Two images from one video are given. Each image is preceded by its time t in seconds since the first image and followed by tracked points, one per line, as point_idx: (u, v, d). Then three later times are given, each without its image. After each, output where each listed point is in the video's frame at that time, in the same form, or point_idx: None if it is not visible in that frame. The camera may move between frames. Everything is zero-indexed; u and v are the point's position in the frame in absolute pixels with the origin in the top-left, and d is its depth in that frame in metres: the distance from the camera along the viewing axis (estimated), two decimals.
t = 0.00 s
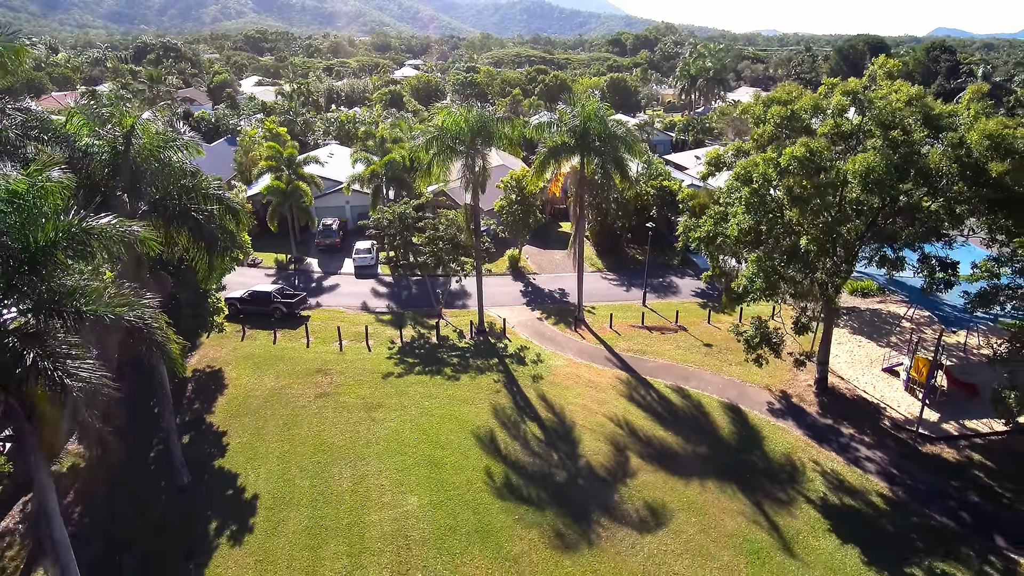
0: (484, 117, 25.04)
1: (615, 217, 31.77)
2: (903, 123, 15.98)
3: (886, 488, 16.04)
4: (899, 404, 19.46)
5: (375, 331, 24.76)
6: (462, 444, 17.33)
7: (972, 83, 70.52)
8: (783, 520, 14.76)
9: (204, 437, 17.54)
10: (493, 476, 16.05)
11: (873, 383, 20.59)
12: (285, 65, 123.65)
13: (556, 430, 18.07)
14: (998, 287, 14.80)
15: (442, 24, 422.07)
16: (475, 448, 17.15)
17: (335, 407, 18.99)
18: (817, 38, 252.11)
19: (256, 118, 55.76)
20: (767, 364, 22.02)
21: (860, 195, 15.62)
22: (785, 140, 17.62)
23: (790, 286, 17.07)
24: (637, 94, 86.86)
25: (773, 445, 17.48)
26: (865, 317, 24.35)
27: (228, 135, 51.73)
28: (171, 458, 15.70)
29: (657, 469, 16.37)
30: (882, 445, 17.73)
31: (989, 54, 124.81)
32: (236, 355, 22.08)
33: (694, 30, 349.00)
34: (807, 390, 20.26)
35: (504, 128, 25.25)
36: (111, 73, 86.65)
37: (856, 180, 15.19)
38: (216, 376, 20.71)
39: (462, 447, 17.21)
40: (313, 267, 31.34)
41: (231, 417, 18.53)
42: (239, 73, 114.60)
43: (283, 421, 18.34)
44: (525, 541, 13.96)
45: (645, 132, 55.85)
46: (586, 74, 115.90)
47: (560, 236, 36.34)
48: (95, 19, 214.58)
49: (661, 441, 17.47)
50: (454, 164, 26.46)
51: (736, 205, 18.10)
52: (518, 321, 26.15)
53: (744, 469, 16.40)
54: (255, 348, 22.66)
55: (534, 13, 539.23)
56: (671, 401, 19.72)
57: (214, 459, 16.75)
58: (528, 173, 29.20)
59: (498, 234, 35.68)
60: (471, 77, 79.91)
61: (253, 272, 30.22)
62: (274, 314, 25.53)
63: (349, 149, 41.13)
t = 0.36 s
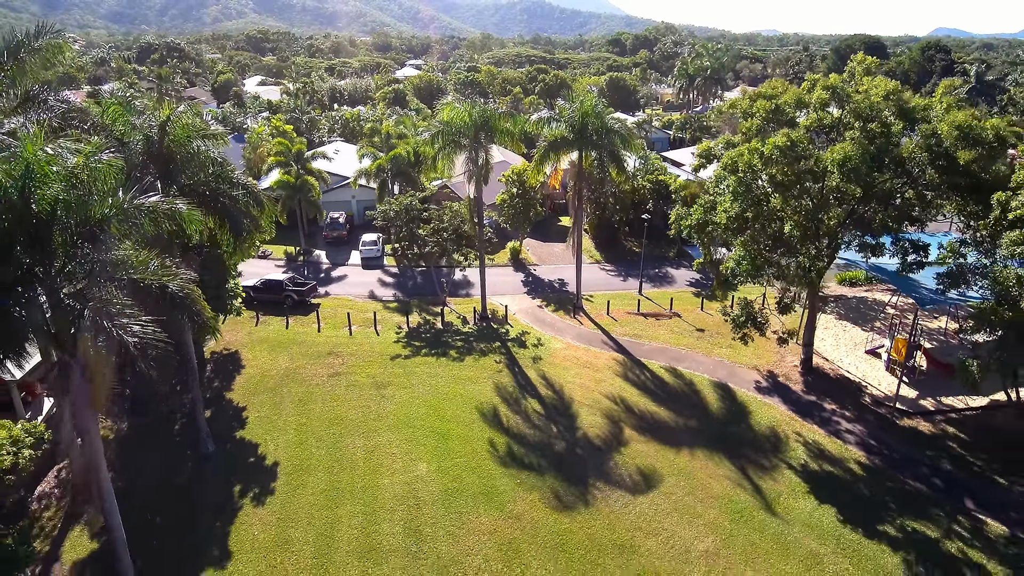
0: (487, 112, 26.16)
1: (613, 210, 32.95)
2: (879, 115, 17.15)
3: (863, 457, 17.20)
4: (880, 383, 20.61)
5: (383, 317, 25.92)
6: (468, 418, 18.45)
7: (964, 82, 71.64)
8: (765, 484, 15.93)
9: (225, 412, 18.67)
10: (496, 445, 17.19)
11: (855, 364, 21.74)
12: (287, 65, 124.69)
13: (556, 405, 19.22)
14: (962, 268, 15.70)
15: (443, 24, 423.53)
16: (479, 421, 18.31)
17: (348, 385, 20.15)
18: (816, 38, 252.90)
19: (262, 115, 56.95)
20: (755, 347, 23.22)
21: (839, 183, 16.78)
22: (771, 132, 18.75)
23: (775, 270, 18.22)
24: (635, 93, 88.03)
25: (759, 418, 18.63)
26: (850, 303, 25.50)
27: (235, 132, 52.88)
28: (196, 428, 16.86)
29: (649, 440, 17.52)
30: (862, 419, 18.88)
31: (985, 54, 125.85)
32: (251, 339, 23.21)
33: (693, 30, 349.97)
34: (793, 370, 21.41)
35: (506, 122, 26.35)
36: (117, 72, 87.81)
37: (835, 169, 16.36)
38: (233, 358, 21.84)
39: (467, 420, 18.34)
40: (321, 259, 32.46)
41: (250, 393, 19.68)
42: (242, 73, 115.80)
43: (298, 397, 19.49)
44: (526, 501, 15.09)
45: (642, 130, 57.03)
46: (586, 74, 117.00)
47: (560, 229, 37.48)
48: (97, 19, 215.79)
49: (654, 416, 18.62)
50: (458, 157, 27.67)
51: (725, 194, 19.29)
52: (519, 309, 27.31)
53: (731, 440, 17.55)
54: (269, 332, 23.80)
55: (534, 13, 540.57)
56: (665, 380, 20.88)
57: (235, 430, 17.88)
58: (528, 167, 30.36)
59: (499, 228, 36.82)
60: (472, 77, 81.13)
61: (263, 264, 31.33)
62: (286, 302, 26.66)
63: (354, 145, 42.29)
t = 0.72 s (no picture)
0: (488, 109, 27.32)
1: (609, 204, 34.20)
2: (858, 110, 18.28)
3: (843, 430, 18.35)
4: (862, 364, 21.79)
5: (390, 305, 27.08)
6: (472, 395, 19.58)
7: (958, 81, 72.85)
8: (750, 454, 17.07)
9: (243, 390, 19.83)
10: (499, 419, 18.35)
11: (840, 347, 22.91)
12: (290, 65, 125.78)
13: (555, 384, 20.38)
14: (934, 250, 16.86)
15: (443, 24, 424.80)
16: (483, 398, 19.46)
17: (359, 366, 21.32)
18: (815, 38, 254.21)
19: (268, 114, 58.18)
20: (746, 332, 24.39)
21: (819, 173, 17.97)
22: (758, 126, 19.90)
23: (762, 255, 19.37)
24: (634, 92, 89.24)
25: (746, 396, 19.80)
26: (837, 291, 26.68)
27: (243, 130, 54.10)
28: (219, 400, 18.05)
29: (643, 415, 18.68)
30: (843, 396, 20.05)
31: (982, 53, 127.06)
32: (265, 324, 24.36)
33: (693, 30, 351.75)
34: (781, 352, 22.60)
35: (508, 118, 27.49)
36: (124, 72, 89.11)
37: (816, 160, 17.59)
38: (248, 341, 22.99)
39: (472, 397, 19.47)
40: (330, 252, 33.61)
41: (266, 373, 20.83)
42: (246, 74, 117.15)
43: (312, 376, 20.65)
44: (527, 467, 16.24)
45: (641, 128, 58.30)
46: (586, 74, 118.42)
47: (559, 223, 38.65)
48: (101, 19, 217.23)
49: (647, 394, 19.79)
50: (461, 152, 28.81)
51: (715, 185, 20.46)
52: (520, 298, 28.48)
53: (719, 415, 18.70)
54: (282, 318, 24.97)
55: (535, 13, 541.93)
56: (658, 361, 22.05)
57: (254, 406, 19.03)
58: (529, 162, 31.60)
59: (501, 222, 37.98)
60: (473, 76, 82.44)
61: (273, 256, 32.46)
62: (297, 291, 27.82)
63: (359, 143, 43.48)
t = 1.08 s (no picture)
0: (490, 106, 28.41)
1: (607, 199, 35.29)
2: (838, 106, 19.43)
3: (826, 408, 19.48)
4: (846, 349, 22.98)
5: (396, 295, 28.24)
6: (475, 376, 20.73)
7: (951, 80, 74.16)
8: (737, 429, 18.20)
9: (260, 371, 20.97)
10: (500, 397, 19.48)
11: (825, 333, 24.11)
12: (292, 65, 126.95)
13: (554, 366, 21.54)
14: (907, 234, 17.81)
15: (443, 25, 426.19)
16: (486, 379, 20.59)
17: (368, 350, 22.46)
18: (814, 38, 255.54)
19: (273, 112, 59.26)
20: (737, 319, 25.53)
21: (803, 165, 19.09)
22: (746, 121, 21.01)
23: (750, 244, 20.51)
24: (633, 91, 90.44)
25: (734, 377, 20.98)
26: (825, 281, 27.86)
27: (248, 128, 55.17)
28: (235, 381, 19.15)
29: (637, 394, 19.82)
30: (827, 377, 21.22)
31: (977, 53, 128.43)
32: (277, 312, 25.50)
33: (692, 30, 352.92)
34: (769, 338, 23.79)
35: (508, 116, 28.60)
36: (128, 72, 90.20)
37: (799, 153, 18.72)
38: (262, 327, 24.13)
39: (475, 378, 20.61)
40: (336, 245, 34.74)
41: (280, 356, 21.97)
42: (248, 74, 118.24)
43: (324, 359, 21.80)
44: (528, 440, 17.38)
45: (638, 127, 59.45)
46: (586, 73, 119.60)
47: (558, 218, 39.80)
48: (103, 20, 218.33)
49: (641, 375, 20.97)
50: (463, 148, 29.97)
51: (705, 178, 21.62)
52: (522, 288, 29.62)
53: (709, 395, 19.86)
54: (293, 306, 26.11)
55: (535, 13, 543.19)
56: (652, 346, 23.23)
57: (270, 385, 20.19)
58: (529, 158, 32.71)
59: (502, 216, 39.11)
60: (474, 76, 83.62)
61: (282, 249, 33.59)
62: (306, 281, 28.95)
63: (363, 140, 44.58)
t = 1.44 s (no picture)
0: (492, 106, 29.63)
1: (605, 195, 36.69)
2: (820, 106, 20.68)
3: (808, 390, 20.75)
4: (830, 336, 24.26)
5: (402, 287, 29.50)
6: (478, 360, 21.99)
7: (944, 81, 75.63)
8: (724, 408, 19.46)
9: (275, 356, 22.21)
10: (502, 379, 20.73)
11: (810, 322, 25.41)
12: (294, 65, 128.27)
13: (553, 352, 22.79)
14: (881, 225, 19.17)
15: (444, 25, 427.41)
16: (488, 362, 21.85)
17: (376, 337, 23.74)
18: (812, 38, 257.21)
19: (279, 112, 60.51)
20: (727, 309, 26.83)
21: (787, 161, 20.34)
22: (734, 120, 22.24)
23: (738, 236, 21.74)
24: (632, 91, 91.76)
25: (723, 362, 22.24)
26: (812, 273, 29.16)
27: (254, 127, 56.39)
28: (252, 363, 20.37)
29: (631, 377, 21.08)
30: (810, 362, 22.48)
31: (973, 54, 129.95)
32: (289, 302, 26.75)
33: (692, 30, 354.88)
34: (758, 327, 25.09)
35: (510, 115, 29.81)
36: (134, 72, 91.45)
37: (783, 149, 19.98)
38: (275, 316, 25.37)
39: (478, 362, 21.88)
40: (343, 240, 35.97)
41: (294, 342, 23.22)
42: (252, 75, 119.72)
43: (335, 345, 23.06)
44: (527, 417, 18.64)
45: (636, 126, 60.73)
46: (585, 73, 120.97)
47: (558, 214, 41.08)
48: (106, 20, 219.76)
49: (635, 360, 22.22)
50: (466, 146, 31.23)
51: (696, 174, 22.83)
52: (522, 280, 30.88)
53: (699, 377, 21.12)
54: (304, 296, 27.36)
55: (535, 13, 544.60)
56: (646, 334, 24.51)
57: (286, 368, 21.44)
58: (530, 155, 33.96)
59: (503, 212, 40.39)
60: (476, 76, 84.91)
61: (291, 244, 34.81)
62: (316, 274, 30.18)
63: (368, 139, 45.81)
